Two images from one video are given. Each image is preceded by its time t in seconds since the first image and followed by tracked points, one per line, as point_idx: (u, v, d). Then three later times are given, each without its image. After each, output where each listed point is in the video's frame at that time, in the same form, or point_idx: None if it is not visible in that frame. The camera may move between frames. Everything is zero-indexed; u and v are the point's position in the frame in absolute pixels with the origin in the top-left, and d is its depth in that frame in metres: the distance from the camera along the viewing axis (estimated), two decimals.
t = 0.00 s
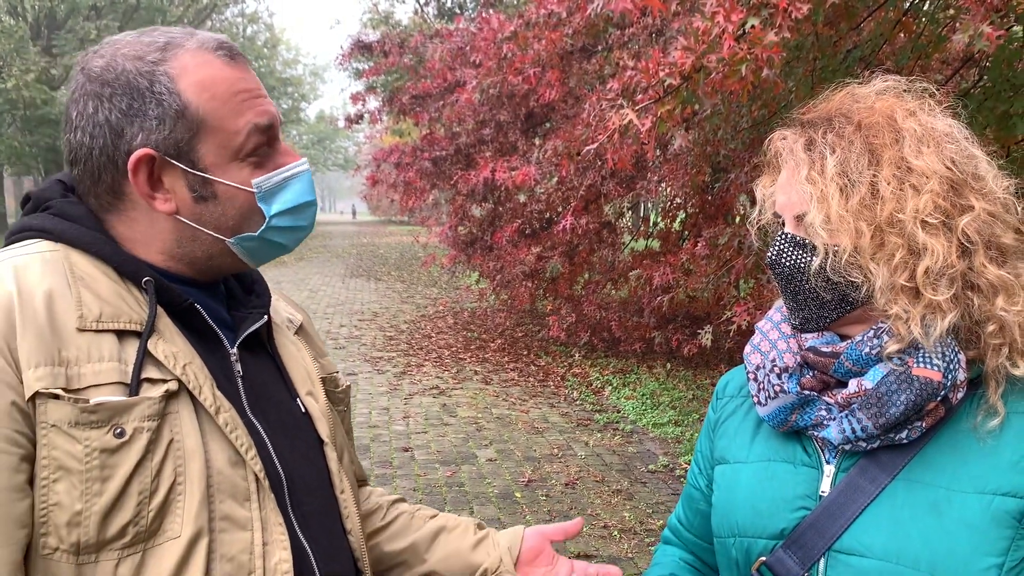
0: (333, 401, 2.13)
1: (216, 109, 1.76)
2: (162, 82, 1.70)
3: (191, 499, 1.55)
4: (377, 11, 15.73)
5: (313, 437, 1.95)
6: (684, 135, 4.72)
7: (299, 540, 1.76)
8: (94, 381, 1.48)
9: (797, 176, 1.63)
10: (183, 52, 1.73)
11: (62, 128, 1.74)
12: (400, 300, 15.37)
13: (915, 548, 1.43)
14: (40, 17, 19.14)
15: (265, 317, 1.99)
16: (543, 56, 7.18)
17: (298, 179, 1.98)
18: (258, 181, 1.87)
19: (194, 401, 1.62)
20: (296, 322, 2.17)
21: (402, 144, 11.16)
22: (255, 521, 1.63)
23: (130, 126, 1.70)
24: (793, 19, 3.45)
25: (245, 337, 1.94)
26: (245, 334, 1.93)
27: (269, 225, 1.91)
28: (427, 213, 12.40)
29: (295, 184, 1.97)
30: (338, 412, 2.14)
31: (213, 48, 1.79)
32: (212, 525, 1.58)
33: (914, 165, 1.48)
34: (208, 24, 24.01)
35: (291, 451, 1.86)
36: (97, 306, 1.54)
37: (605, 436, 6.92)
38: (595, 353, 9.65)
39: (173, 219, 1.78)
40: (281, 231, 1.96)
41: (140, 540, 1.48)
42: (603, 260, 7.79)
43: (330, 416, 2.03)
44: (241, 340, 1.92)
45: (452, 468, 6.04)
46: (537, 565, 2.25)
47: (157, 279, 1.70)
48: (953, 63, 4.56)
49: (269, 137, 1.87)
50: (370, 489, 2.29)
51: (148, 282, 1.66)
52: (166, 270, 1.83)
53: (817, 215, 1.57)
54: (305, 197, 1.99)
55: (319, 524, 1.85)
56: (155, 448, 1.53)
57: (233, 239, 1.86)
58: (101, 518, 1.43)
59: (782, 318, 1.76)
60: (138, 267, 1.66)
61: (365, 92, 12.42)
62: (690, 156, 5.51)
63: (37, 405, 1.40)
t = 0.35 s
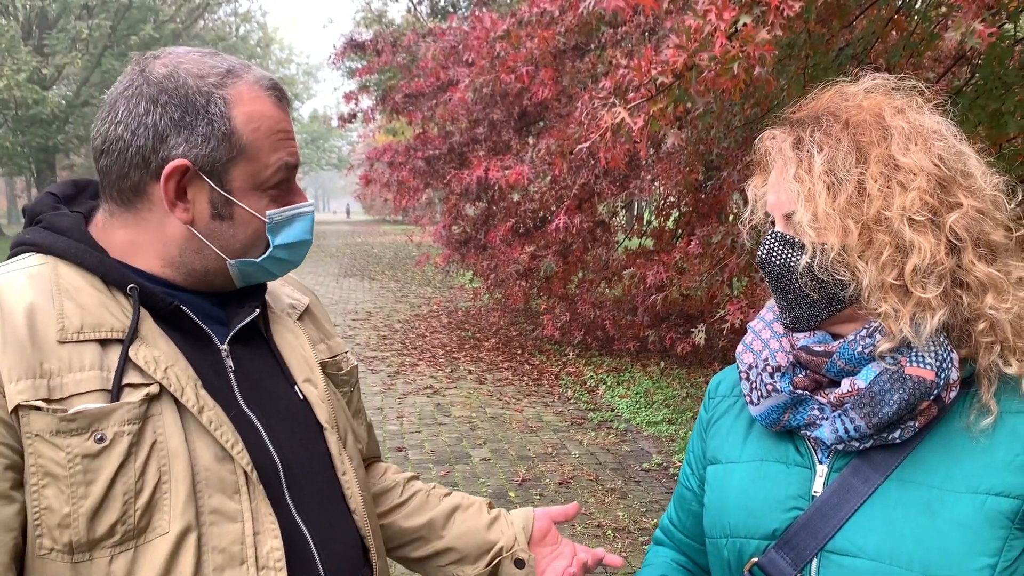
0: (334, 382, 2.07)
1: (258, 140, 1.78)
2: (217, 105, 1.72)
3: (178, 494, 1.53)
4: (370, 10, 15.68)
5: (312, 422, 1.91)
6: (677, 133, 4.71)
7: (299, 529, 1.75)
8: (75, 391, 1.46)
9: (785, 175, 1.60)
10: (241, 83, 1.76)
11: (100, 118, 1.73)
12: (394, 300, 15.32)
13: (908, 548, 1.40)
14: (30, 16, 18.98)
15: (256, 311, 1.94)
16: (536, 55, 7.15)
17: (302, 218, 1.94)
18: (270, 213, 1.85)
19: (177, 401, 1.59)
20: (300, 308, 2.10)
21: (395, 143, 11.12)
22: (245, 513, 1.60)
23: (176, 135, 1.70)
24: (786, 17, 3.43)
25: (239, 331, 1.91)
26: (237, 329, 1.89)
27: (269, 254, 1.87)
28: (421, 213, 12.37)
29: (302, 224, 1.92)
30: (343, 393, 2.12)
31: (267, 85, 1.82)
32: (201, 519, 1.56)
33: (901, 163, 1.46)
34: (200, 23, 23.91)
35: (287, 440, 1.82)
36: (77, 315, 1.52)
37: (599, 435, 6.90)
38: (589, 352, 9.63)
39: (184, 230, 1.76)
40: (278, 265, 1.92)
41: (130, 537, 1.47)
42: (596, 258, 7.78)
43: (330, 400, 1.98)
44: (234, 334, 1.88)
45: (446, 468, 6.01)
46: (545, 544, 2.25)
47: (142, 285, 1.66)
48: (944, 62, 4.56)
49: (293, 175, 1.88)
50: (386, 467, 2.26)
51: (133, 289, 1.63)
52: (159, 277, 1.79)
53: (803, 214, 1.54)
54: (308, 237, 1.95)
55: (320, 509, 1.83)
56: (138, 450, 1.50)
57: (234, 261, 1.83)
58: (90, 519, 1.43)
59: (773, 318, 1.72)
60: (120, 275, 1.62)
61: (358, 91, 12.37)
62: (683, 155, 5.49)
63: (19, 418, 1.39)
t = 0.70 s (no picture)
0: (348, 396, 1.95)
1: (255, 132, 1.72)
2: (208, 105, 1.68)
3: (183, 489, 1.51)
4: (364, 5, 15.60)
5: (319, 432, 1.84)
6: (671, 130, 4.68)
7: (293, 534, 1.71)
8: (97, 381, 1.46)
9: (777, 172, 1.55)
10: (231, 79, 1.71)
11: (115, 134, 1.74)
12: (389, 296, 15.28)
13: (901, 545, 1.38)
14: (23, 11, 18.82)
15: (281, 317, 1.87)
16: (530, 51, 7.10)
17: (325, 201, 1.90)
18: (284, 200, 1.81)
19: (193, 403, 1.56)
20: (323, 318, 1.99)
21: (389, 139, 11.07)
22: (244, 513, 1.58)
23: (175, 141, 1.68)
24: (781, 12, 3.41)
25: (263, 335, 1.85)
26: (260, 333, 1.83)
27: (291, 241, 1.84)
28: (415, 209, 12.33)
29: (321, 206, 1.89)
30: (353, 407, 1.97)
31: (259, 76, 1.76)
32: (202, 515, 1.54)
33: (894, 159, 1.41)
34: (194, 19, 23.78)
35: (293, 445, 1.77)
36: (107, 309, 1.52)
37: (594, 431, 6.89)
38: (584, 348, 9.62)
39: (204, 230, 1.74)
40: (301, 249, 1.87)
41: (136, 524, 1.46)
42: (591, 255, 7.77)
43: (342, 412, 1.89)
44: (257, 338, 1.83)
45: (440, 465, 5.99)
46: (539, 557, 2.27)
47: (173, 285, 1.65)
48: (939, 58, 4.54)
49: (300, 161, 1.82)
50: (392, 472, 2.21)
51: (164, 288, 1.62)
52: (192, 276, 1.78)
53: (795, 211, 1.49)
54: (332, 218, 1.92)
55: (316, 518, 1.77)
56: (150, 443, 1.49)
57: (257, 251, 1.80)
58: (99, 504, 1.42)
59: (770, 314, 1.68)
60: (153, 272, 1.61)
61: (352, 87, 12.31)
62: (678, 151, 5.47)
63: (45, 402, 1.41)
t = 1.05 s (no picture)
0: (349, 400, 1.90)
1: (307, 140, 1.73)
2: (268, 108, 1.68)
3: (174, 480, 1.49)
4: None
5: (315, 434, 1.81)
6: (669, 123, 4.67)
7: (277, 534, 1.68)
8: (100, 367, 1.46)
9: (776, 167, 1.55)
10: (291, 88, 1.72)
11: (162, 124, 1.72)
12: (385, 291, 15.26)
13: (897, 540, 1.38)
14: (18, 5, 18.68)
15: (288, 318, 1.83)
16: (527, 44, 7.07)
17: (355, 215, 1.90)
18: (321, 208, 1.81)
19: (191, 397, 1.55)
20: (333, 322, 1.94)
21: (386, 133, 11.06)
22: (231, 509, 1.56)
23: (229, 137, 1.68)
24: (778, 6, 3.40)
25: (270, 335, 1.82)
26: (267, 333, 1.80)
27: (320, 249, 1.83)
28: (412, 204, 12.31)
29: (353, 219, 1.89)
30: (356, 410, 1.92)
31: (315, 89, 1.77)
32: (190, 507, 1.52)
33: (892, 154, 1.40)
34: (189, 13, 23.66)
35: (289, 444, 1.75)
36: (118, 297, 1.51)
37: (591, 425, 6.90)
38: (582, 343, 9.63)
39: (240, 227, 1.73)
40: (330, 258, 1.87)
41: (126, 510, 1.45)
42: (588, 249, 7.76)
43: (343, 416, 1.85)
44: (264, 337, 1.81)
45: (438, 459, 6.00)
46: None
47: (186, 278, 1.64)
48: (936, 52, 4.53)
49: (338, 172, 1.82)
50: (394, 486, 2.14)
51: (175, 280, 1.61)
52: (211, 272, 1.76)
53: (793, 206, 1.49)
54: (356, 233, 1.92)
55: (305, 519, 1.73)
56: (147, 431, 1.48)
57: (286, 253, 1.79)
58: (91, 488, 1.42)
59: (769, 308, 1.67)
60: (167, 263, 1.60)
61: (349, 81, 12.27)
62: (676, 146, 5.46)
63: (48, 383, 1.41)
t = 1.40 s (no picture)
0: (337, 392, 1.87)
1: (280, 153, 1.68)
2: (240, 119, 1.64)
3: (135, 473, 1.48)
4: None
5: (296, 426, 1.78)
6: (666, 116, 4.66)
7: (248, 527, 1.65)
8: (61, 361, 1.45)
9: (771, 161, 1.54)
10: (268, 98, 1.67)
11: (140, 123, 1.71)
12: (382, 285, 15.24)
13: (895, 534, 1.38)
14: None
15: (268, 310, 1.82)
16: (524, 38, 7.05)
17: (335, 226, 1.85)
18: (295, 219, 1.77)
19: (154, 390, 1.53)
20: (322, 314, 1.91)
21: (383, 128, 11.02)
22: (195, 503, 1.54)
23: (199, 146, 1.65)
24: None
25: (250, 326, 1.81)
26: (246, 324, 1.79)
27: (294, 259, 1.79)
28: (409, 198, 12.28)
29: (332, 229, 1.84)
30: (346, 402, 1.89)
31: (296, 98, 1.71)
32: (152, 500, 1.51)
33: (889, 147, 1.39)
34: (184, 7, 23.53)
35: (265, 437, 1.72)
36: (82, 291, 1.51)
37: (588, 419, 6.91)
38: (578, 336, 9.64)
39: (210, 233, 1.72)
40: (306, 267, 1.82)
41: (87, 503, 1.45)
42: (585, 243, 7.75)
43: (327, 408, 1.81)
44: (242, 329, 1.79)
45: (436, 453, 6.00)
46: None
47: (156, 271, 1.62)
48: (933, 44, 4.52)
49: (315, 185, 1.77)
50: (401, 481, 2.13)
51: (146, 274, 1.60)
52: (184, 269, 1.75)
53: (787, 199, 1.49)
54: (337, 243, 1.86)
55: (282, 513, 1.70)
56: (107, 424, 1.47)
57: (258, 261, 1.77)
58: (51, 480, 1.42)
59: (765, 302, 1.67)
60: (138, 258, 1.60)
61: (345, 75, 12.22)
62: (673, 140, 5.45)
63: (9, 377, 1.41)
